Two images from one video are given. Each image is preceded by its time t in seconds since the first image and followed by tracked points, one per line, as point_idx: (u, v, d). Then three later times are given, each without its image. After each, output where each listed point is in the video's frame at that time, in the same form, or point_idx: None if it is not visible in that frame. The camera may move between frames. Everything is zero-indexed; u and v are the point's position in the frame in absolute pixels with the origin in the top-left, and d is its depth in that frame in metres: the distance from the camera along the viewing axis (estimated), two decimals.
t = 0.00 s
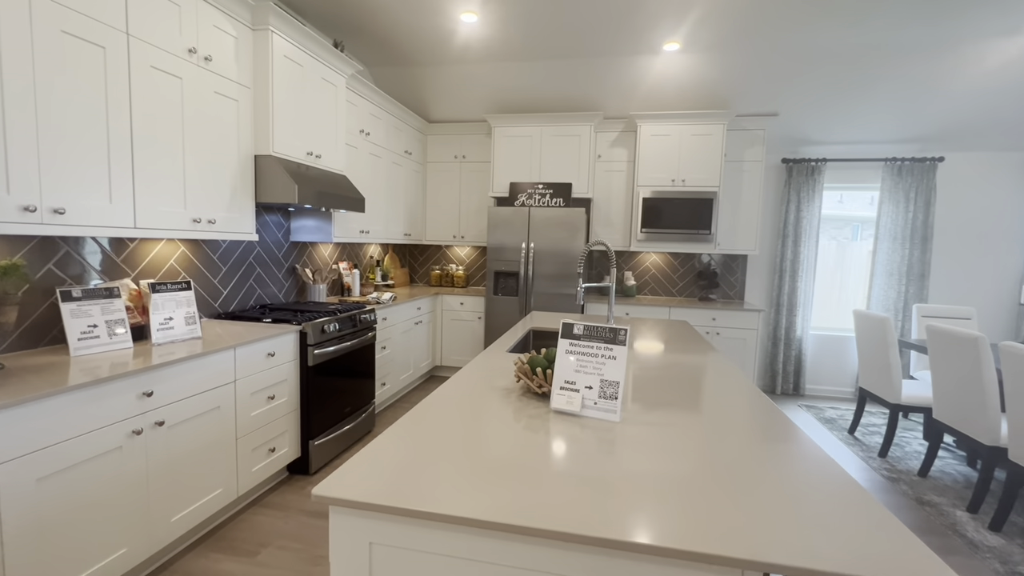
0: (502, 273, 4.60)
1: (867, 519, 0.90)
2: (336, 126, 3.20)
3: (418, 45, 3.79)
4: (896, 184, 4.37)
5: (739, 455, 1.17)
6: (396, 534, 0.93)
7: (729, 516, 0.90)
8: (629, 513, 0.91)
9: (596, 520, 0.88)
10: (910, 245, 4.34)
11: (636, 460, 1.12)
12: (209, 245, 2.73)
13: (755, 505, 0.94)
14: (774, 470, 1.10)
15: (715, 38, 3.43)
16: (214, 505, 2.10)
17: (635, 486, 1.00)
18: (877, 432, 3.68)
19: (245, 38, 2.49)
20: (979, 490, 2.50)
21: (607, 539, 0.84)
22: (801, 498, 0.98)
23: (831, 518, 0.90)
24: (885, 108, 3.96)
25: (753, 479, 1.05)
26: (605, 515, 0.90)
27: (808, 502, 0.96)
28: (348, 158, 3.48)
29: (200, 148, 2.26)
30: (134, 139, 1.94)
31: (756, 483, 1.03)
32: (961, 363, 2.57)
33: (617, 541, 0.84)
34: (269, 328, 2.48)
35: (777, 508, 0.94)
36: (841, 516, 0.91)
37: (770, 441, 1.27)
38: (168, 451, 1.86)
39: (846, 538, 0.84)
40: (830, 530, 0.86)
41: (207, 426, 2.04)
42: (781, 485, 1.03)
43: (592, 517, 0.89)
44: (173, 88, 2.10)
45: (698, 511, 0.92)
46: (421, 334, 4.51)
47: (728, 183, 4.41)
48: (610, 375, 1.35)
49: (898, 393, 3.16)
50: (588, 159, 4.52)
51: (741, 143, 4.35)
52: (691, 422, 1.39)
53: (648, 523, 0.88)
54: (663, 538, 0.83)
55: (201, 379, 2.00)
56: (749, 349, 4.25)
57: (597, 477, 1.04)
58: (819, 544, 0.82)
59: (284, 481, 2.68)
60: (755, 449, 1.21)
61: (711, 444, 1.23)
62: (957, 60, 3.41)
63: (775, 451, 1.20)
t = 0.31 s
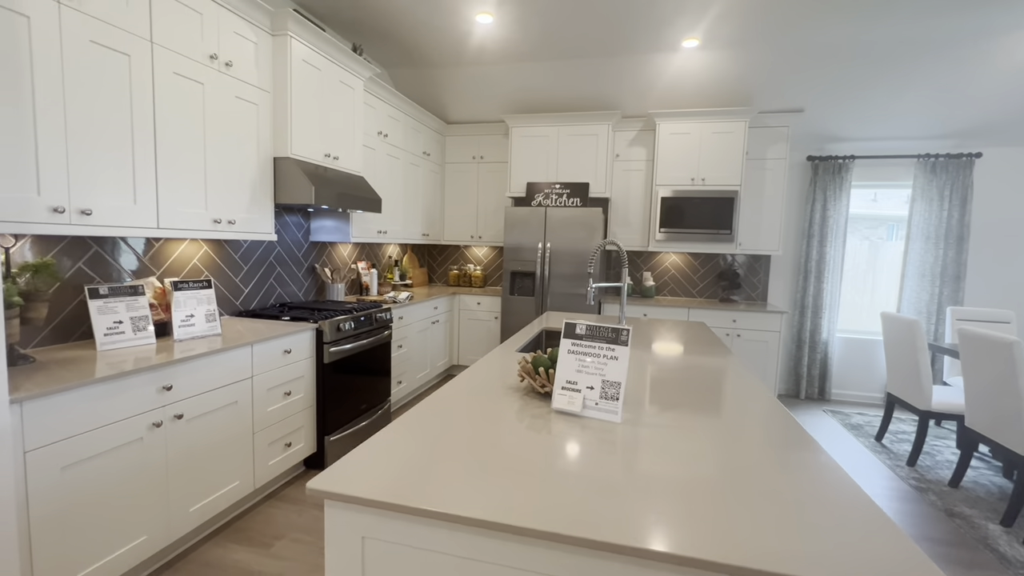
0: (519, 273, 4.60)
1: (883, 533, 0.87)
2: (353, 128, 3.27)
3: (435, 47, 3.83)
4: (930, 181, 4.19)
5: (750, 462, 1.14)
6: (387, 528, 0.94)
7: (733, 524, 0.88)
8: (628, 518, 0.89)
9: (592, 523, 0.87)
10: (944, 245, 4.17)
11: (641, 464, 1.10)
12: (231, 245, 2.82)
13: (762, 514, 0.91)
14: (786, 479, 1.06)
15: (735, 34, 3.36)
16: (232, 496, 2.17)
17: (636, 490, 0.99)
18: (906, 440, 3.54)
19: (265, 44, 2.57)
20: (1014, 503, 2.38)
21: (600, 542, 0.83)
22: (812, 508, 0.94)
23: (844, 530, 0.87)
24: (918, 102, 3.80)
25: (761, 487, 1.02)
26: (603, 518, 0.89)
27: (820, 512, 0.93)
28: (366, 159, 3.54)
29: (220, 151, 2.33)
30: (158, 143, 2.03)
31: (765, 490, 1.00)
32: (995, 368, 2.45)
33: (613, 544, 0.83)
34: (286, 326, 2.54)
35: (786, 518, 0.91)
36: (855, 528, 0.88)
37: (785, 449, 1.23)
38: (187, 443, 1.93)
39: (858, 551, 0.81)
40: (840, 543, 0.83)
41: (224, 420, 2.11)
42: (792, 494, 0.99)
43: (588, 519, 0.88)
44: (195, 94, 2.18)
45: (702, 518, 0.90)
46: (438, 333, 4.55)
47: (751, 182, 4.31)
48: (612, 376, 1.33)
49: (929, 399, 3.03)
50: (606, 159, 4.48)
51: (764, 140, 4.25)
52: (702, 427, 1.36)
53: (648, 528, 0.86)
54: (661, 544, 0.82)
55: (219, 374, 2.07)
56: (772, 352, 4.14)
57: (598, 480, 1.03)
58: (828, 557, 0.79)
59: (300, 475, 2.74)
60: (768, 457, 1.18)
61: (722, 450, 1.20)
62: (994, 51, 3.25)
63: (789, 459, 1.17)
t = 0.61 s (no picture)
0: (536, 273, 4.59)
1: (882, 543, 0.84)
2: (371, 130, 3.34)
3: (452, 49, 3.88)
4: (968, 178, 3.99)
5: (754, 468, 1.12)
6: (375, 520, 0.97)
7: (731, 533, 0.86)
8: (621, 521, 0.89)
9: (580, 524, 0.87)
10: (983, 246, 3.96)
11: (640, 467, 1.10)
12: (254, 245, 2.93)
13: (761, 521, 0.90)
14: (792, 486, 1.04)
15: (756, 29, 3.28)
16: (249, 487, 2.25)
17: (632, 494, 0.98)
18: (938, 449, 3.38)
19: (285, 51, 2.66)
20: None
21: (584, 543, 0.84)
22: (814, 516, 0.92)
23: (846, 541, 0.85)
24: (953, 95, 3.63)
25: (762, 495, 1.00)
26: (592, 520, 0.89)
27: (823, 521, 0.90)
28: (384, 161, 3.61)
29: (241, 154, 2.43)
30: (182, 148, 2.13)
31: (767, 498, 0.98)
32: None
33: (597, 546, 0.83)
34: (303, 324, 2.62)
35: (788, 527, 0.89)
36: (859, 540, 0.85)
37: (793, 456, 1.20)
38: (207, 435, 2.02)
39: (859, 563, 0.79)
40: (841, 554, 0.81)
41: (242, 414, 2.19)
42: (796, 501, 0.97)
43: (576, 521, 0.89)
44: (217, 101, 2.28)
45: (693, 523, 0.89)
46: (456, 332, 4.60)
47: (775, 180, 4.19)
48: (608, 376, 1.33)
49: (961, 407, 2.88)
50: (624, 158, 4.44)
51: (789, 138, 4.13)
52: (709, 432, 1.34)
53: (641, 533, 0.85)
54: (651, 549, 0.81)
55: (237, 370, 2.15)
56: (795, 355, 4.02)
57: (592, 482, 1.03)
58: (810, 564, 0.78)
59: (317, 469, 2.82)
60: (775, 463, 1.15)
61: (728, 456, 1.18)
62: None
63: (797, 466, 1.14)
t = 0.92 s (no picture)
0: (550, 273, 4.58)
1: (866, 547, 0.83)
2: (386, 132, 3.39)
3: (466, 50, 3.91)
4: (1003, 174, 3.81)
5: (754, 471, 1.10)
6: (365, 512, 0.99)
7: (723, 535, 0.85)
8: (612, 520, 0.89)
9: (567, 522, 0.88)
10: (1018, 245, 3.78)
11: (636, 467, 1.09)
12: (271, 245, 3.01)
13: (755, 524, 0.89)
14: (791, 490, 1.02)
15: (774, 24, 3.21)
16: (263, 479, 2.32)
17: (626, 494, 0.98)
18: (967, 458, 3.25)
19: (301, 56, 2.73)
20: None
21: (567, 539, 0.84)
22: (810, 520, 0.91)
23: (837, 544, 0.83)
24: (984, 88, 3.48)
25: (758, 498, 0.98)
26: (581, 518, 0.89)
27: (808, 524, 0.89)
28: (398, 162, 3.67)
29: (257, 156, 2.50)
30: (200, 151, 2.21)
31: (757, 500, 0.97)
32: None
33: (581, 543, 0.83)
34: (316, 321, 2.69)
35: (775, 528, 0.88)
36: (847, 543, 0.84)
37: (793, 458, 1.18)
38: (221, 427, 2.09)
39: (853, 568, 0.77)
40: (835, 559, 0.79)
41: (256, 408, 2.26)
42: (788, 504, 0.96)
43: (563, 518, 0.89)
44: (235, 105, 2.36)
45: (676, 522, 0.89)
46: (470, 331, 4.63)
47: (795, 178, 4.09)
48: (603, 374, 1.33)
49: (991, 414, 2.76)
50: (640, 157, 4.39)
51: (810, 135, 4.02)
52: (711, 434, 1.32)
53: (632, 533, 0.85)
54: (641, 549, 0.81)
55: (252, 365, 2.22)
56: (816, 358, 3.92)
57: (584, 480, 1.03)
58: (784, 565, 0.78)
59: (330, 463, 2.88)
60: (776, 466, 1.13)
61: (728, 459, 1.17)
62: None
63: (793, 469, 1.12)
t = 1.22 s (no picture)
0: (563, 273, 4.57)
1: (851, 551, 0.82)
2: (400, 133, 3.45)
3: (480, 50, 3.93)
4: None
5: (751, 474, 1.09)
6: (357, 503, 1.02)
7: (711, 536, 0.85)
8: (601, 518, 0.89)
9: (554, 519, 0.89)
10: None
11: (630, 467, 1.09)
12: (288, 244, 3.09)
13: (742, 526, 0.88)
14: (786, 492, 1.01)
15: (792, 19, 3.14)
16: (276, 472, 2.38)
17: (617, 493, 0.98)
18: (995, 466, 3.12)
19: (316, 60, 2.80)
20: None
21: (551, 535, 0.85)
22: (797, 523, 0.90)
23: (821, 548, 0.82)
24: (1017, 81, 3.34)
25: (751, 500, 0.98)
26: (569, 515, 0.90)
27: (795, 528, 0.88)
28: (412, 162, 3.72)
29: (273, 159, 2.58)
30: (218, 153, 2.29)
31: (746, 503, 0.97)
32: None
33: (565, 539, 0.84)
34: (330, 319, 2.75)
35: (760, 531, 0.87)
36: (832, 547, 0.83)
37: (789, 461, 1.17)
38: (236, 421, 2.16)
39: (842, 570, 0.76)
40: (817, 562, 0.79)
41: (269, 403, 2.33)
42: (777, 508, 0.95)
43: (551, 515, 0.90)
44: (252, 109, 2.44)
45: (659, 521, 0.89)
46: (484, 331, 4.66)
47: (815, 176, 4.00)
48: (600, 373, 1.33)
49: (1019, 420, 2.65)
50: (655, 156, 4.35)
51: (831, 131, 3.92)
52: (710, 435, 1.31)
53: (620, 532, 0.86)
54: (628, 547, 0.81)
55: (266, 361, 2.29)
56: (836, 361, 3.81)
57: (575, 479, 1.03)
58: (763, 568, 0.77)
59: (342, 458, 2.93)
60: (773, 470, 1.12)
61: (725, 461, 1.16)
62: None
63: (787, 472, 1.11)
